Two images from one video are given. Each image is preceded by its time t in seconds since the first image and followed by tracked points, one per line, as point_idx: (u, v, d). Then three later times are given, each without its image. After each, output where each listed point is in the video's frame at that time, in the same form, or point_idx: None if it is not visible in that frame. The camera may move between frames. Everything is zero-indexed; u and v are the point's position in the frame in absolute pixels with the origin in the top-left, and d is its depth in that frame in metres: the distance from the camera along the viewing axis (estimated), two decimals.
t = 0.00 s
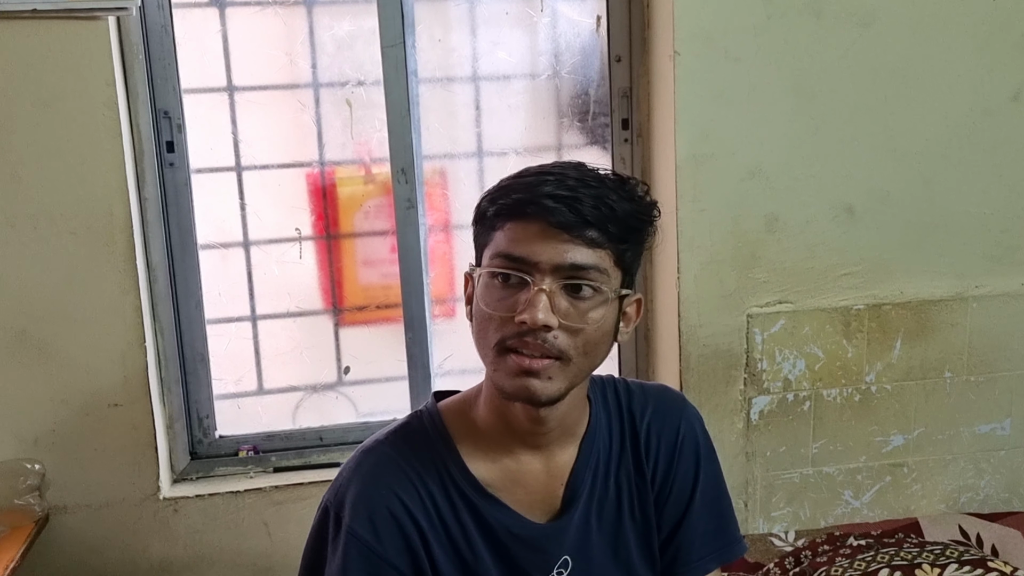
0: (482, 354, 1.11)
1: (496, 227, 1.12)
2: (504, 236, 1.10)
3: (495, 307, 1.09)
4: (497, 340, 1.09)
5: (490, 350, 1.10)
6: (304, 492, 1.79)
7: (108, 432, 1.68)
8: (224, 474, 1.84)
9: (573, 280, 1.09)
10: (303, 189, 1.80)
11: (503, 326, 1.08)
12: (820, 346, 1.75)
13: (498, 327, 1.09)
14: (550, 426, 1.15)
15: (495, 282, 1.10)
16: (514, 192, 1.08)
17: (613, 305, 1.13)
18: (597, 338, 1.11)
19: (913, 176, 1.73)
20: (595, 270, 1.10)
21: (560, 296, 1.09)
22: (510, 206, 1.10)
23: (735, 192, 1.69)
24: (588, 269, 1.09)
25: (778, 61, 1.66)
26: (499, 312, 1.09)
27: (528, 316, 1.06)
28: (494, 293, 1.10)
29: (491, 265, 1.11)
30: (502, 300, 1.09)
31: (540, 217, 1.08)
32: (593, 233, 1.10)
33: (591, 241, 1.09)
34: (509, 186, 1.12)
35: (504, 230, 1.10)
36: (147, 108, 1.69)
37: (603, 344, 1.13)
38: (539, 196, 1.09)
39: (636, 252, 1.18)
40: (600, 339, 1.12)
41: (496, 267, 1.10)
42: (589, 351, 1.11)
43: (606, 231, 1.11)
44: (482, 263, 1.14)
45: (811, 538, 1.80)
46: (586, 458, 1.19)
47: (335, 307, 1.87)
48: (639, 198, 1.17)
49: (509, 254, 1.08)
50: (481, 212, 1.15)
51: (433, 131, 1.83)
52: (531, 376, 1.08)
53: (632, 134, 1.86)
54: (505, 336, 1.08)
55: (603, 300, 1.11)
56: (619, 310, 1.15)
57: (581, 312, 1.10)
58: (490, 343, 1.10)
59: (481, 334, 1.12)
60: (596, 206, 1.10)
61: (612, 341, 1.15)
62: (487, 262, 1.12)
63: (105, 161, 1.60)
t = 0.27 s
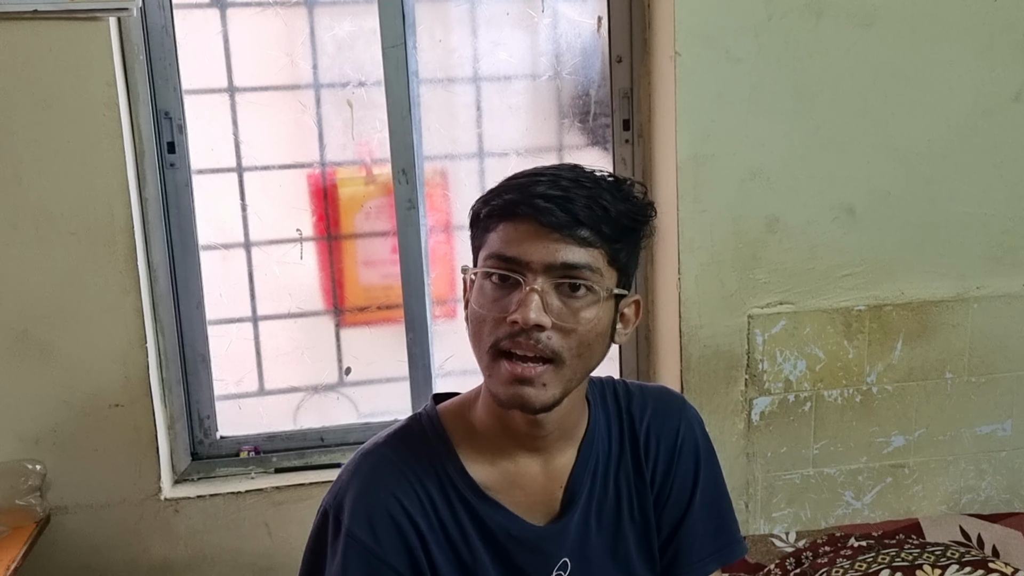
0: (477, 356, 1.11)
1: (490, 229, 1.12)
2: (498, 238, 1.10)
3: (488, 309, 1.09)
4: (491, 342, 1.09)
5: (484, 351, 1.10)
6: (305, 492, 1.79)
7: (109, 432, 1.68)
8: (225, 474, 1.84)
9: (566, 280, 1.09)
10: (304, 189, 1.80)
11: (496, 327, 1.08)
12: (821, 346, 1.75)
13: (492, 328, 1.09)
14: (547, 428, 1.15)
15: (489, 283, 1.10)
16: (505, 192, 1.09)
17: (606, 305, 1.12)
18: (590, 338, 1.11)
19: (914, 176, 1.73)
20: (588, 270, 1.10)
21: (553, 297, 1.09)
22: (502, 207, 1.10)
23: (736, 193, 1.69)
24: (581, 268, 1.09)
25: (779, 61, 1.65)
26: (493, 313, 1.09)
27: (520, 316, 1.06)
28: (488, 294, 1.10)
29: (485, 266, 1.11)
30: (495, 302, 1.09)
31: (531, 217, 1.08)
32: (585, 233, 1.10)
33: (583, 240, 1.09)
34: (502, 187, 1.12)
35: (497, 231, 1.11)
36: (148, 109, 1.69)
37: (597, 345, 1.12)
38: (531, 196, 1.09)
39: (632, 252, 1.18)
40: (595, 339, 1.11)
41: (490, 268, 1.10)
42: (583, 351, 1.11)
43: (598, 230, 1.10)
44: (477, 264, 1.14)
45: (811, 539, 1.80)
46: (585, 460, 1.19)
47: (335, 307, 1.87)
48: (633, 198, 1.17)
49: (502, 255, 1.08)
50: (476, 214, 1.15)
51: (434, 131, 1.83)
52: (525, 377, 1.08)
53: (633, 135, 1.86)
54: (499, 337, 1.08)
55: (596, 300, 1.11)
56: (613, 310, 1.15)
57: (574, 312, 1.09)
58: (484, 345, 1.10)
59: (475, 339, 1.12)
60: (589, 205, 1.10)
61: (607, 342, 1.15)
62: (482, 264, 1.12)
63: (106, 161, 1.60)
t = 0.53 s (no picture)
0: (479, 349, 1.11)
1: (489, 222, 1.12)
2: (498, 230, 1.10)
3: (491, 300, 1.09)
4: (494, 333, 1.09)
5: (487, 343, 1.10)
6: (305, 488, 1.80)
7: (109, 428, 1.68)
8: (225, 470, 1.84)
9: (569, 269, 1.10)
10: (303, 186, 1.80)
11: (500, 318, 1.08)
12: (820, 342, 1.75)
13: (495, 319, 1.09)
14: (548, 421, 1.15)
15: (490, 275, 1.10)
16: (504, 184, 1.09)
17: (608, 295, 1.13)
18: (593, 328, 1.11)
19: (914, 172, 1.73)
20: (590, 259, 1.10)
21: (555, 287, 1.09)
22: (502, 199, 1.10)
23: (735, 189, 1.69)
24: (583, 258, 1.10)
25: (779, 57, 1.65)
26: (496, 305, 1.09)
27: (524, 306, 1.06)
28: (490, 286, 1.10)
29: (486, 259, 1.11)
30: (498, 293, 1.09)
31: (531, 209, 1.09)
32: (586, 223, 1.11)
33: (585, 230, 1.10)
34: (500, 181, 1.13)
35: (497, 224, 1.11)
36: (148, 105, 1.69)
37: (599, 335, 1.13)
38: (530, 187, 1.09)
39: (629, 244, 1.18)
40: (597, 329, 1.12)
41: (491, 261, 1.10)
42: (586, 341, 1.11)
43: (599, 220, 1.11)
44: (476, 258, 1.14)
45: (811, 534, 1.80)
46: (583, 455, 1.20)
47: (335, 304, 1.87)
48: (630, 190, 1.18)
49: (503, 246, 1.09)
50: (473, 208, 1.15)
51: (433, 127, 1.83)
52: (530, 367, 1.08)
53: (632, 131, 1.86)
54: (502, 328, 1.08)
55: (598, 290, 1.12)
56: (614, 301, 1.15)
57: (576, 301, 1.10)
58: (487, 337, 1.10)
59: (477, 329, 1.12)
60: (588, 196, 1.11)
61: (608, 332, 1.15)
62: (482, 257, 1.12)
63: (106, 157, 1.60)
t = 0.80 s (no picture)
0: (481, 339, 1.11)
1: (491, 213, 1.12)
2: (500, 221, 1.10)
3: (493, 290, 1.09)
4: (497, 323, 1.08)
5: (489, 333, 1.09)
6: (304, 485, 1.80)
7: (109, 425, 1.69)
8: (225, 466, 1.84)
9: (571, 260, 1.10)
10: (302, 182, 1.80)
11: (502, 308, 1.08)
12: (819, 338, 1.75)
13: (497, 310, 1.08)
14: (548, 415, 1.15)
15: (492, 266, 1.10)
16: (508, 174, 1.09)
17: (610, 286, 1.13)
18: (594, 319, 1.11)
19: (913, 168, 1.73)
20: (592, 250, 1.11)
21: (558, 277, 1.09)
22: (505, 190, 1.10)
23: (734, 185, 1.69)
24: (585, 248, 1.10)
25: (778, 53, 1.65)
26: (498, 295, 1.08)
27: (528, 295, 1.06)
28: (492, 276, 1.10)
29: (488, 249, 1.11)
30: (501, 283, 1.09)
31: (534, 199, 1.09)
32: (588, 214, 1.11)
33: (588, 221, 1.10)
34: (502, 172, 1.13)
35: (500, 214, 1.11)
36: (146, 102, 1.69)
37: (600, 327, 1.13)
38: (533, 178, 1.09)
39: (629, 237, 1.18)
40: (598, 321, 1.12)
41: (493, 251, 1.10)
42: (588, 332, 1.11)
43: (601, 212, 1.11)
44: (478, 249, 1.14)
45: (810, 530, 1.80)
46: (582, 450, 1.20)
47: (335, 300, 1.87)
48: (631, 184, 1.18)
49: (506, 236, 1.09)
50: (475, 200, 1.15)
51: (432, 123, 1.83)
52: (532, 357, 1.07)
53: (632, 127, 1.86)
54: (505, 318, 1.08)
55: (600, 281, 1.12)
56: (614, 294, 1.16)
57: (579, 292, 1.10)
58: (489, 327, 1.09)
59: (479, 320, 1.11)
60: (590, 187, 1.11)
61: (609, 325, 1.16)
62: (484, 247, 1.12)
63: (104, 154, 1.60)
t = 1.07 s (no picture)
0: (486, 332, 1.11)
1: (498, 205, 1.12)
2: (507, 213, 1.10)
3: (499, 283, 1.09)
4: (503, 315, 1.08)
5: (495, 326, 1.09)
6: (302, 479, 1.80)
7: (107, 419, 1.68)
8: (223, 461, 1.84)
9: (578, 254, 1.10)
10: (300, 176, 1.80)
11: (508, 301, 1.08)
12: (818, 332, 1.75)
13: (503, 302, 1.08)
14: (550, 407, 1.15)
15: (498, 258, 1.10)
16: (516, 167, 1.09)
17: (616, 280, 1.13)
18: (600, 313, 1.11)
19: (911, 162, 1.73)
20: (599, 244, 1.11)
21: (564, 271, 1.09)
22: (512, 182, 1.10)
23: (733, 179, 1.69)
24: (592, 242, 1.10)
25: (776, 47, 1.65)
26: (504, 287, 1.08)
27: (534, 288, 1.06)
28: (499, 269, 1.10)
29: (495, 242, 1.11)
30: (507, 275, 1.09)
31: (542, 192, 1.09)
32: (596, 208, 1.11)
33: (595, 214, 1.10)
34: (510, 164, 1.13)
35: (507, 207, 1.11)
36: (144, 95, 1.68)
37: (606, 320, 1.13)
38: (541, 171, 1.09)
39: (635, 232, 1.18)
40: (604, 315, 1.12)
41: (500, 244, 1.10)
42: (594, 326, 1.11)
43: (608, 206, 1.11)
44: (484, 242, 1.14)
45: (807, 524, 1.80)
46: (583, 441, 1.20)
47: (333, 294, 1.87)
48: (637, 178, 1.18)
49: (513, 229, 1.09)
50: (482, 192, 1.15)
51: (430, 117, 1.82)
52: (538, 351, 1.07)
53: (630, 121, 1.86)
54: (510, 311, 1.08)
55: (606, 275, 1.12)
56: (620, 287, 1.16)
57: (585, 286, 1.10)
58: (495, 319, 1.09)
59: (484, 313, 1.11)
60: (598, 181, 1.11)
61: (614, 319, 1.16)
62: (490, 240, 1.12)
63: (101, 148, 1.60)
